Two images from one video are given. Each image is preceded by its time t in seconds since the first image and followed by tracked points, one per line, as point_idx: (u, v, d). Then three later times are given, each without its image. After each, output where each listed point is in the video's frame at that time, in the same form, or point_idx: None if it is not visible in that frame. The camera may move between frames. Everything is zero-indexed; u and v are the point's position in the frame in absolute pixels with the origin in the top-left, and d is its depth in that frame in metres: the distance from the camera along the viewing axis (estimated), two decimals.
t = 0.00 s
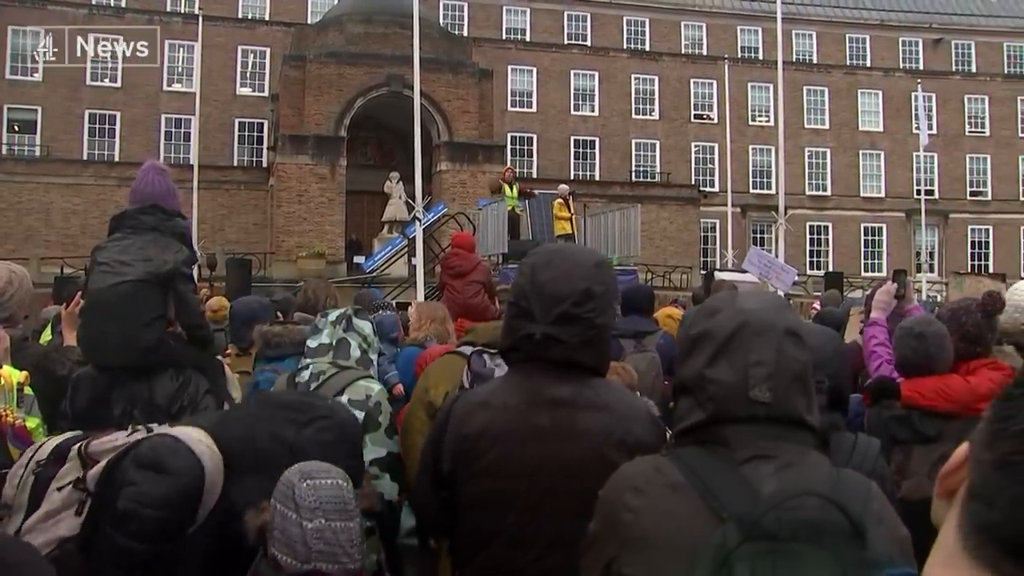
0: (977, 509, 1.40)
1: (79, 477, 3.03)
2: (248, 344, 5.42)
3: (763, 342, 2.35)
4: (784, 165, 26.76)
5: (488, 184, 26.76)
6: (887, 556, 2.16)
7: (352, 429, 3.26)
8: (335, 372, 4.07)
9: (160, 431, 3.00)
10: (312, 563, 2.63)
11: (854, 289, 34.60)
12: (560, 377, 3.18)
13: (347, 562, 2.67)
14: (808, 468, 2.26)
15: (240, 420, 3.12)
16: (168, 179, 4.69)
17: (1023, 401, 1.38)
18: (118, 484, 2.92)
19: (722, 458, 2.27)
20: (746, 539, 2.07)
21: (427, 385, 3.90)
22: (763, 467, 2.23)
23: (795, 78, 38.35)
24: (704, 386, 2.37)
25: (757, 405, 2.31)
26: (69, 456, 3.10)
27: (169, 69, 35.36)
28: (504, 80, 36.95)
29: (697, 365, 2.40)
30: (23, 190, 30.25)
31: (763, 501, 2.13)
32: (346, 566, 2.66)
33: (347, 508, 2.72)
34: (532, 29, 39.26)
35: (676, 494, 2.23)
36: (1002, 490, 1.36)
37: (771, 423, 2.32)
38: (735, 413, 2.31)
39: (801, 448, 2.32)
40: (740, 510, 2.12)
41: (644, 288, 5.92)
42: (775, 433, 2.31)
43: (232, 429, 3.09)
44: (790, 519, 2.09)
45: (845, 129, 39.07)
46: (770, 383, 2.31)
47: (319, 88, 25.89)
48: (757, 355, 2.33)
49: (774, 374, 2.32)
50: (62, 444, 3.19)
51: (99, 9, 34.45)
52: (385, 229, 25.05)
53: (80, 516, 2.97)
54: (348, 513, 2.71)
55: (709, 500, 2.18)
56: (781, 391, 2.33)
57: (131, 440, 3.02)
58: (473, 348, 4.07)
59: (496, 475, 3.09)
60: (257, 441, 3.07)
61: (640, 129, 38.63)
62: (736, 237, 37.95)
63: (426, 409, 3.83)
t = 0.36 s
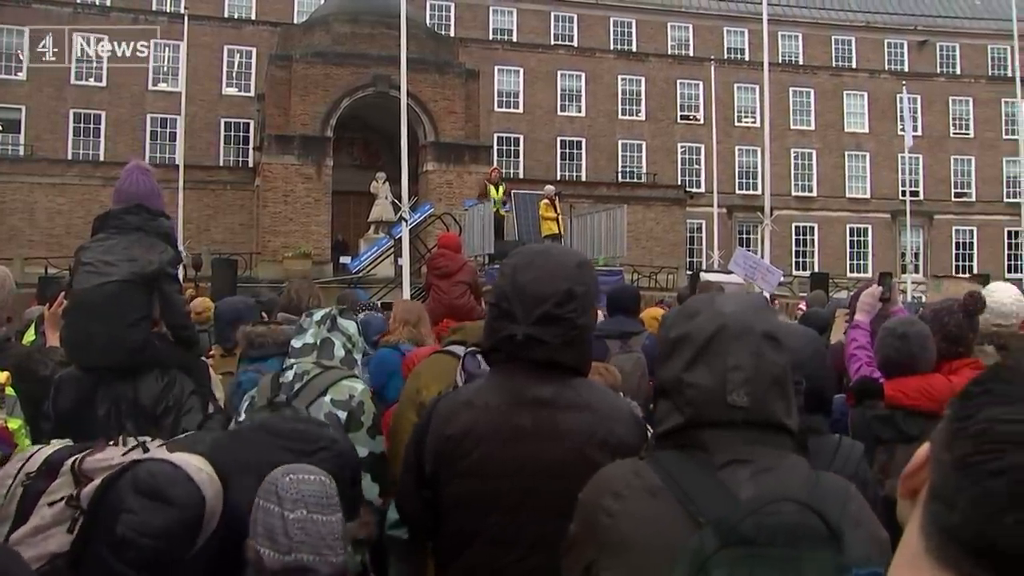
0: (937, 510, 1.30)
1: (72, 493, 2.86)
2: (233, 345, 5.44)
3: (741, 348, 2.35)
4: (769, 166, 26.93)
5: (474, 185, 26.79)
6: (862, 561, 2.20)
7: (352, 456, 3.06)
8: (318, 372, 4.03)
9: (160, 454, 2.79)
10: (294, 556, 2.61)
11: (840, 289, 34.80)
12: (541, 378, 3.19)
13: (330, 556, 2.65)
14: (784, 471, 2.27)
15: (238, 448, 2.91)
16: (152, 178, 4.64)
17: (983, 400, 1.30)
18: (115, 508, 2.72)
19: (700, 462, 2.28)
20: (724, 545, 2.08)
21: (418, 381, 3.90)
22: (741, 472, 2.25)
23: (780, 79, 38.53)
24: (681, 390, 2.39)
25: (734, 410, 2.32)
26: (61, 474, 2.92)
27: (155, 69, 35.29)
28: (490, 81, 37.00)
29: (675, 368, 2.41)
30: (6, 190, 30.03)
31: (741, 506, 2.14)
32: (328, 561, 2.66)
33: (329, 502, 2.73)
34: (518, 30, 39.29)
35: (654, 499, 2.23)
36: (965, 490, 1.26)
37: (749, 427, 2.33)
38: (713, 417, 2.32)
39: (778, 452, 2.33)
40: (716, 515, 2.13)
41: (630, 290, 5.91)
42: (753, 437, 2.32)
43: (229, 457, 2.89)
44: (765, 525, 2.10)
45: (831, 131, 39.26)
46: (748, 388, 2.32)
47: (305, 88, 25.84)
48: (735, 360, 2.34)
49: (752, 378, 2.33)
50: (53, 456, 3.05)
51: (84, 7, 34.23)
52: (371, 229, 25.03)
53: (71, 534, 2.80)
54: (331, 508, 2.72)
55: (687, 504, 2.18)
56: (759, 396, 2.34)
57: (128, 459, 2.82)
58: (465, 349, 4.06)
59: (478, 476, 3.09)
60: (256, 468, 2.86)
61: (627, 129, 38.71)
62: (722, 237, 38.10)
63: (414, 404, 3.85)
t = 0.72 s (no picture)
0: (906, 500, 1.31)
1: (56, 495, 2.84)
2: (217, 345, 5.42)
3: (716, 345, 2.36)
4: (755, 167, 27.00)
5: (462, 185, 26.77)
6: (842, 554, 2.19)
7: (341, 460, 3.03)
8: (301, 373, 4.03)
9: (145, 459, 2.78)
10: (274, 544, 2.64)
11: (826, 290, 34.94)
12: (525, 378, 3.19)
13: (311, 544, 2.69)
14: (760, 469, 2.28)
15: (223, 454, 2.85)
16: (136, 178, 4.60)
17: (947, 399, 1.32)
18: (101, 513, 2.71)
19: (678, 460, 2.29)
20: (700, 542, 2.06)
21: (421, 375, 3.92)
22: (720, 469, 2.25)
23: (767, 81, 38.66)
24: (658, 389, 2.40)
25: (711, 408, 2.33)
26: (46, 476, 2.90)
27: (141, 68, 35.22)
28: (477, 81, 36.99)
29: (652, 367, 2.43)
30: None
31: (718, 501, 2.14)
32: (306, 547, 2.67)
33: (306, 492, 2.76)
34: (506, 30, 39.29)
35: (634, 496, 2.24)
36: (932, 481, 1.28)
37: (726, 425, 2.34)
38: (689, 414, 2.34)
39: (756, 449, 2.34)
40: (694, 511, 2.13)
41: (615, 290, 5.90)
42: (731, 434, 2.32)
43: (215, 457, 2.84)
44: (743, 520, 2.09)
45: (817, 132, 39.42)
46: (724, 385, 2.34)
47: (292, 88, 25.77)
48: (711, 358, 2.35)
49: (728, 375, 2.34)
50: (38, 457, 3.02)
51: (69, 6, 34.01)
52: (357, 229, 24.98)
53: (56, 536, 2.79)
54: (308, 497, 2.76)
55: (664, 502, 2.18)
56: (736, 392, 2.35)
57: (113, 462, 2.81)
58: (464, 346, 4.06)
59: (462, 476, 3.08)
60: (240, 466, 2.81)
61: (614, 130, 38.75)
62: (709, 238, 38.20)
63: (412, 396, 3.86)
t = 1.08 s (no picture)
0: (864, 495, 1.43)
1: (36, 490, 2.80)
2: (203, 345, 5.40)
3: (700, 345, 2.38)
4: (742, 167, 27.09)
5: (450, 185, 26.76)
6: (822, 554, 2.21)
7: (323, 460, 3.08)
8: (288, 375, 4.02)
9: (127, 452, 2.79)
10: (258, 544, 2.63)
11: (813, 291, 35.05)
12: (513, 379, 3.20)
13: (297, 544, 2.67)
14: (743, 468, 2.30)
15: (208, 448, 2.93)
16: (123, 178, 4.58)
17: (900, 393, 1.44)
18: (80, 504, 2.70)
19: (662, 460, 2.29)
20: (680, 542, 2.10)
21: (394, 385, 3.95)
22: (702, 469, 2.26)
23: (755, 82, 38.76)
24: (642, 388, 2.41)
25: (694, 407, 2.34)
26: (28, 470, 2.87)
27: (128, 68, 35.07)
28: (465, 81, 36.99)
29: (636, 366, 2.43)
30: None
31: (700, 500, 2.16)
32: (292, 547, 2.66)
33: (292, 493, 2.76)
34: (494, 30, 39.28)
35: (617, 495, 2.24)
36: (888, 478, 1.40)
37: (710, 425, 2.35)
38: (672, 414, 2.35)
39: (740, 449, 2.35)
40: (676, 512, 2.15)
41: (604, 290, 5.91)
42: (714, 434, 2.34)
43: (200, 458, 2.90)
44: (722, 521, 2.12)
45: (805, 132, 39.55)
46: (707, 383, 2.35)
47: (280, 88, 25.71)
48: (694, 357, 2.37)
49: (712, 375, 2.36)
50: (21, 452, 2.99)
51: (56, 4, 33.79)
52: (345, 229, 24.93)
53: (36, 530, 2.75)
54: (294, 497, 2.76)
55: (647, 501, 2.19)
56: (719, 392, 2.36)
57: (96, 456, 2.79)
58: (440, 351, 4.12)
59: (450, 475, 3.08)
60: (229, 469, 2.88)
61: (602, 130, 38.76)
62: (696, 238, 38.28)
63: (387, 403, 3.89)
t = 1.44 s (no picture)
0: (844, 491, 1.44)
1: (22, 493, 2.80)
2: (193, 346, 5.36)
3: (688, 344, 2.38)
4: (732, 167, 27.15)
5: (440, 185, 26.76)
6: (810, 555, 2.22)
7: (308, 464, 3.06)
8: (280, 377, 4.01)
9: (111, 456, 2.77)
10: (242, 549, 2.62)
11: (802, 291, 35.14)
12: (505, 380, 3.20)
13: (282, 547, 2.67)
14: (732, 468, 2.31)
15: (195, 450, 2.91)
16: (110, 178, 4.56)
17: (876, 386, 1.45)
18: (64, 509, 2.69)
19: (651, 461, 2.30)
20: (668, 543, 2.09)
21: (378, 387, 3.94)
22: (690, 470, 2.27)
23: (745, 82, 38.85)
24: (629, 388, 2.42)
25: (683, 405, 2.34)
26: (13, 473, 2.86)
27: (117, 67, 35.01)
28: (455, 81, 36.98)
29: (624, 366, 2.44)
30: None
31: (687, 501, 2.17)
32: (276, 550, 2.65)
33: (274, 494, 2.75)
34: (484, 30, 39.28)
35: (605, 497, 2.24)
36: (867, 470, 1.41)
37: (698, 424, 2.36)
38: (661, 413, 2.35)
39: (729, 449, 2.36)
40: (663, 512, 2.16)
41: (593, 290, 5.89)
42: (703, 434, 2.34)
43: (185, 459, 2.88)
44: (710, 521, 2.13)
45: (794, 133, 39.67)
46: (695, 382, 2.35)
47: (269, 88, 25.64)
48: (683, 356, 2.37)
49: (701, 373, 2.36)
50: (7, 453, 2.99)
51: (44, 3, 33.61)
52: (335, 229, 24.88)
53: (20, 534, 2.75)
54: (276, 500, 2.75)
55: (634, 501, 2.20)
56: (708, 391, 2.37)
57: (80, 459, 2.78)
58: (420, 350, 4.08)
59: (441, 477, 3.08)
60: (211, 474, 2.84)
61: (592, 131, 38.80)
62: (686, 238, 38.36)
63: (372, 406, 3.90)
